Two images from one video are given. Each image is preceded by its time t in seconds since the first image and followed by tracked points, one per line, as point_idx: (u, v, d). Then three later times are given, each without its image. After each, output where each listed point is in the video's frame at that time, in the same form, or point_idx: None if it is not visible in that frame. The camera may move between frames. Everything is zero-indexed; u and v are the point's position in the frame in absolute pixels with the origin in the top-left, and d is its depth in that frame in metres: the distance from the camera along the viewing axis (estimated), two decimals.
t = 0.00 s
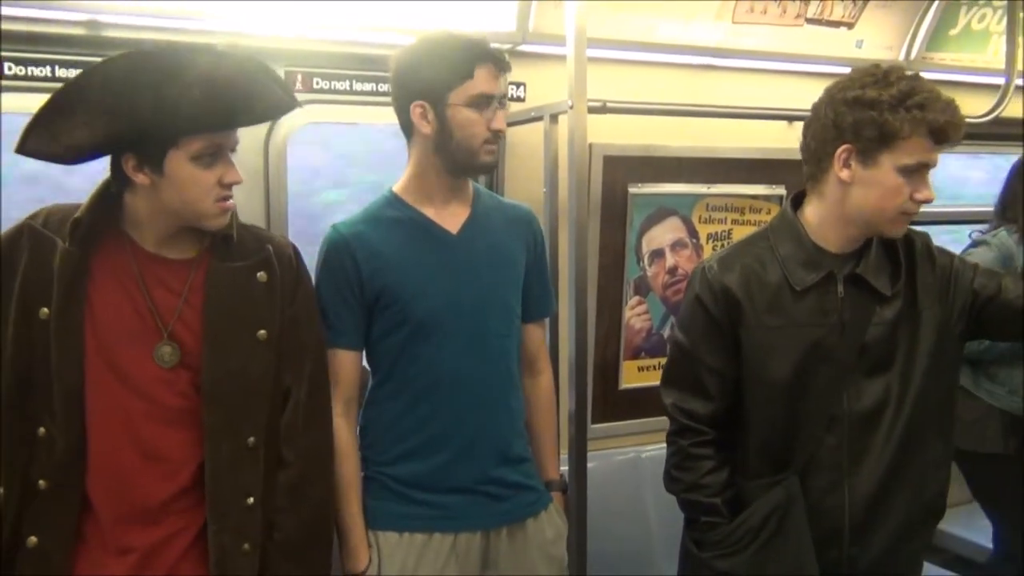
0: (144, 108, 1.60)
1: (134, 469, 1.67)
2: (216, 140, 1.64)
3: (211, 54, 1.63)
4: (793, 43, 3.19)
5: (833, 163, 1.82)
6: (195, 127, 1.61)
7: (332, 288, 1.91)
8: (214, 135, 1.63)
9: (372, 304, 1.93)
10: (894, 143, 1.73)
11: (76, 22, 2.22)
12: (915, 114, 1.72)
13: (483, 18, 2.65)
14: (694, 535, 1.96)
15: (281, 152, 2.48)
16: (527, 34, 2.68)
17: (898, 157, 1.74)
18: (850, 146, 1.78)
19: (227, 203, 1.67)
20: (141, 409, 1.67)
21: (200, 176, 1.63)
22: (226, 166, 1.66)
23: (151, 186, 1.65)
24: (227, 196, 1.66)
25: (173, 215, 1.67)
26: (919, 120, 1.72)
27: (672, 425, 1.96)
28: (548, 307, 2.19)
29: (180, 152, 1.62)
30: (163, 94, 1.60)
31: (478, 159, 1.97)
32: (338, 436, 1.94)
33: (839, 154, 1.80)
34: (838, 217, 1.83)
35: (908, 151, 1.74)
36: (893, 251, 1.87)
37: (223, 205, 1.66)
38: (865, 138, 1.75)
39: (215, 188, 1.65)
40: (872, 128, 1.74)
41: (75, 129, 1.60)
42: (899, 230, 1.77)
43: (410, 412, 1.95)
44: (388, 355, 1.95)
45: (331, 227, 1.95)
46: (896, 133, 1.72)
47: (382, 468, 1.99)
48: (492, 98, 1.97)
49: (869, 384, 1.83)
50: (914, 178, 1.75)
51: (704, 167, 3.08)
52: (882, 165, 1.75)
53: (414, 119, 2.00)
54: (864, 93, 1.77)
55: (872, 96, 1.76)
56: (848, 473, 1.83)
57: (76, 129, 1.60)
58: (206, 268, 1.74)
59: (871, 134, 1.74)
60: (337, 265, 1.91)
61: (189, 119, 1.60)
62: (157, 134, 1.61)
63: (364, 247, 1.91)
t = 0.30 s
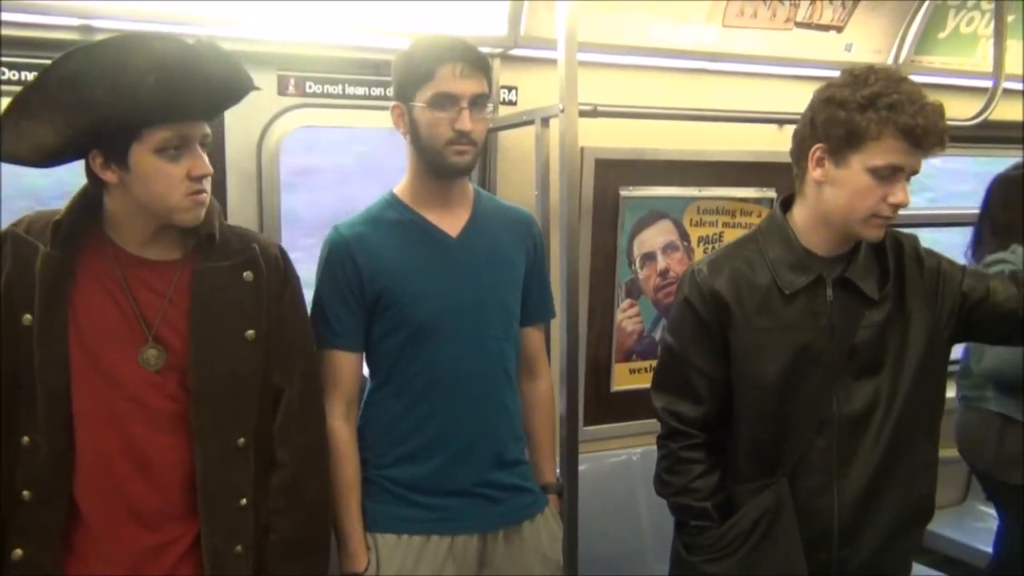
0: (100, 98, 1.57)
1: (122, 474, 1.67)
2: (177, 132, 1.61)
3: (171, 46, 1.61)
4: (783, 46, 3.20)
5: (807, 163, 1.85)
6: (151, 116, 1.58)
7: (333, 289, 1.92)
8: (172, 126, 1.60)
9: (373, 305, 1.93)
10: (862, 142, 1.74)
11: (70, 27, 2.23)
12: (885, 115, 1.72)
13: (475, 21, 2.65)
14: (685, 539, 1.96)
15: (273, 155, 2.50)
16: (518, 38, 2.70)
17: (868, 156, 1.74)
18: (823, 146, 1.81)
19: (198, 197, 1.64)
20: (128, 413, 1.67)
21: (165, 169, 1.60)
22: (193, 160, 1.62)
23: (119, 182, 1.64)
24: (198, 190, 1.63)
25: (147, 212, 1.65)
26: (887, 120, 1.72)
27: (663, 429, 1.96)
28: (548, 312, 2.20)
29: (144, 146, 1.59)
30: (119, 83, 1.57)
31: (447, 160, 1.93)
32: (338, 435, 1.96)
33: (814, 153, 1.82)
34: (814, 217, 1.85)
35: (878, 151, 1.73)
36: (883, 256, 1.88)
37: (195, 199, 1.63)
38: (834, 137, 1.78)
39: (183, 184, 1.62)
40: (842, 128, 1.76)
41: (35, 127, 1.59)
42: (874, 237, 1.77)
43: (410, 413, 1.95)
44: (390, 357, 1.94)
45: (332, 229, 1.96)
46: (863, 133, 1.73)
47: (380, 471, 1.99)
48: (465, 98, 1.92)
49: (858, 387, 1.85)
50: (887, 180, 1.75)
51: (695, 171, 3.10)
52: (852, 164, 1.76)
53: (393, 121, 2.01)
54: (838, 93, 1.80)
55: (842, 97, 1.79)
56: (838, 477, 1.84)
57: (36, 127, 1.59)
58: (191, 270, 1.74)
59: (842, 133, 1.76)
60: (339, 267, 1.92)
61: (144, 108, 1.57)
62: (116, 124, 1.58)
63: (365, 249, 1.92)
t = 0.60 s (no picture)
0: (55, 101, 1.48)
1: (86, 498, 1.60)
2: (143, 135, 1.54)
3: (129, 49, 1.56)
4: (778, 52, 3.21)
5: (833, 177, 1.81)
6: (120, 118, 1.51)
7: (339, 297, 1.90)
8: (138, 128, 1.53)
9: (378, 312, 1.91)
10: (893, 154, 1.75)
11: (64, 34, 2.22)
12: (911, 124, 1.74)
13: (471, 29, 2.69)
14: (685, 549, 1.95)
15: (268, 161, 2.48)
16: (513, 45, 2.72)
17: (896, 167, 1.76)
18: (850, 160, 1.77)
19: (160, 206, 1.55)
20: (93, 433, 1.59)
21: (126, 175, 1.52)
22: (156, 164, 1.55)
23: (79, 188, 1.55)
24: (159, 196, 1.55)
25: (110, 219, 1.57)
26: (915, 131, 1.74)
27: (661, 437, 1.95)
28: (557, 320, 2.17)
29: (102, 149, 1.52)
30: (79, 86, 1.49)
31: (453, 163, 1.92)
32: (341, 444, 1.95)
33: (841, 169, 1.78)
34: (840, 231, 1.82)
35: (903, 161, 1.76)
36: (879, 260, 1.88)
37: (156, 206, 1.55)
38: (865, 152, 1.75)
39: (146, 191, 1.54)
40: (873, 141, 1.74)
41: None
42: (897, 240, 1.81)
43: (412, 421, 1.93)
44: (394, 364, 1.93)
45: (337, 236, 1.94)
46: (896, 146, 1.74)
47: (385, 480, 1.97)
48: (472, 103, 1.92)
49: (858, 394, 1.84)
50: (910, 186, 1.78)
51: (690, 177, 3.10)
52: (883, 177, 1.76)
53: (399, 126, 2.00)
54: (861, 104, 1.76)
55: (869, 108, 1.75)
56: (838, 484, 1.84)
57: None
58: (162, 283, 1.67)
59: (873, 147, 1.74)
60: (343, 273, 1.90)
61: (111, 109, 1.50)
62: (80, 127, 1.50)
63: (369, 255, 1.90)
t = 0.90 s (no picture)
0: (7, 114, 1.44)
1: (75, 509, 1.55)
2: (106, 138, 1.49)
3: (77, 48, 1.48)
4: (788, 58, 3.19)
5: (856, 189, 1.77)
6: (75, 125, 1.47)
7: (356, 302, 1.88)
8: (97, 132, 1.49)
9: (395, 318, 1.90)
10: (913, 161, 1.73)
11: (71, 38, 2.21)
12: (928, 130, 1.73)
13: (480, 34, 2.68)
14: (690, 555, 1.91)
15: (275, 168, 2.47)
16: (523, 49, 2.71)
17: (917, 174, 1.74)
18: (873, 171, 1.75)
19: (131, 210, 1.51)
20: (85, 443, 1.55)
21: (92, 181, 1.49)
22: (122, 167, 1.50)
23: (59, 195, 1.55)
24: (126, 202, 1.50)
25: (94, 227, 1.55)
26: (932, 137, 1.73)
27: (668, 441, 1.92)
28: (576, 326, 2.15)
29: (67, 158, 1.49)
30: (26, 93, 1.44)
31: (478, 172, 1.90)
32: (355, 443, 1.92)
33: (864, 181, 1.75)
34: (863, 242, 1.79)
35: (923, 166, 1.75)
36: (891, 265, 1.86)
37: (126, 211, 1.50)
38: (888, 162, 1.73)
39: (115, 195, 1.50)
40: (895, 151, 1.72)
41: None
42: (917, 244, 1.81)
43: (428, 428, 1.92)
44: (411, 369, 1.91)
45: (355, 242, 1.93)
46: (916, 153, 1.72)
47: (400, 485, 1.95)
48: (497, 113, 1.91)
49: (866, 402, 1.82)
50: (927, 189, 1.78)
51: (699, 184, 3.08)
52: (905, 186, 1.74)
53: (420, 133, 1.98)
54: (879, 116, 1.73)
55: (887, 118, 1.72)
56: (844, 490, 1.82)
57: None
58: (161, 288, 1.62)
59: (895, 156, 1.72)
60: (360, 279, 1.88)
61: (63, 117, 1.46)
62: (38, 138, 1.47)
63: (387, 261, 1.89)
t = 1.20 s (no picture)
0: (42, 110, 1.48)
1: (107, 504, 1.58)
2: (128, 133, 1.51)
3: (102, 49, 1.52)
4: (791, 65, 3.20)
5: (859, 196, 1.78)
6: (97, 120, 1.50)
7: (360, 301, 1.89)
8: (119, 126, 1.50)
9: (399, 317, 1.91)
10: (915, 167, 1.74)
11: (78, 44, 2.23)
12: (931, 136, 1.74)
13: (483, 40, 2.70)
14: (692, 560, 1.91)
15: (279, 173, 2.48)
16: (526, 55, 2.73)
17: (920, 179, 1.75)
18: (876, 177, 1.75)
19: (156, 204, 1.52)
20: (117, 441, 1.57)
21: (120, 176, 1.50)
22: (146, 161, 1.51)
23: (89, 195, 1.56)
24: (151, 196, 1.51)
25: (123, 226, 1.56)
26: (935, 142, 1.74)
27: (671, 447, 1.91)
28: (579, 331, 2.17)
29: (96, 154, 1.51)
30: (59, 88, 1.48)
31: (487, 178, 1.91)
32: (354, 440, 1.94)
33: (867, 187, 1.76)
34: (867, 248, 1.80)
35: (926, 172, 1.75)
36: (894, 272, 1.87)
37: (152, 206, 1.52)
38: (890, 168, 1.74)
39: (142, 189, 1.51)
40: (899, 157, 1.72)
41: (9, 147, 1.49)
42: (920, 249, 1.81)
43: (429, 426, 1.92)
44: (413, 366, 1.92)
45: (363, 241, 1.94)
46: (919, 159, 1.73)
47: (400, 484, 1.96)
48: (508, 119, 1.92)
49: (869, 408, 1.82)
50: (931, 195, 1.78)
51: (702, 189, 3.09)
52: (908, 191, 1.75)
53: (430, 139, 1.98)
54: (882, 122, 1.74)
55: (890, 124, 1.73)
56: (847, 496, 1.82)
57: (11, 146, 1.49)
58: (187, 288, 1.63)
59: (898, 162, 1.73)
60: (364, 277, 1.89)
61: (87, 112, 1.49)
62: (66, 132, 1.49)
63: (391, 259, 1.90)
